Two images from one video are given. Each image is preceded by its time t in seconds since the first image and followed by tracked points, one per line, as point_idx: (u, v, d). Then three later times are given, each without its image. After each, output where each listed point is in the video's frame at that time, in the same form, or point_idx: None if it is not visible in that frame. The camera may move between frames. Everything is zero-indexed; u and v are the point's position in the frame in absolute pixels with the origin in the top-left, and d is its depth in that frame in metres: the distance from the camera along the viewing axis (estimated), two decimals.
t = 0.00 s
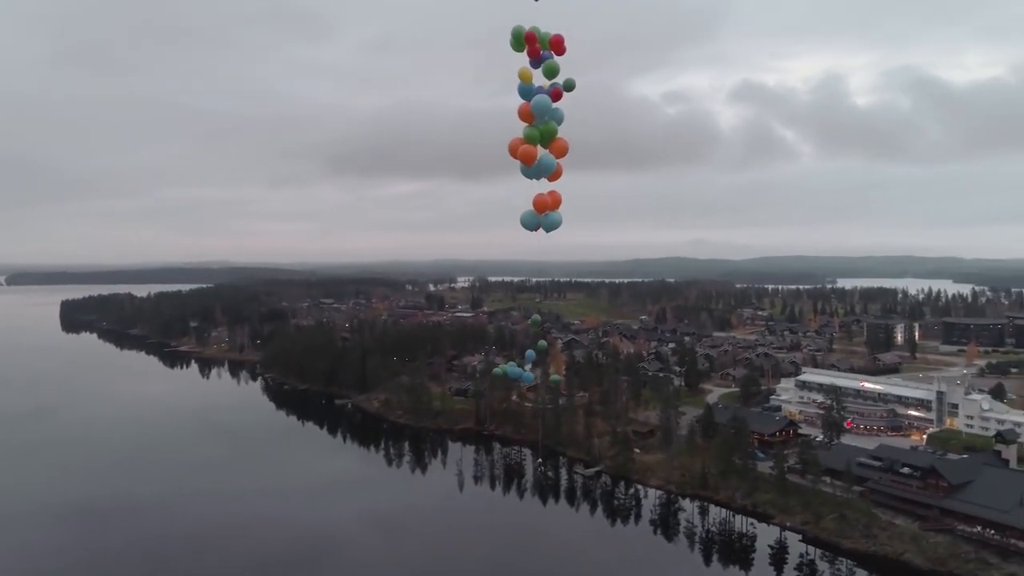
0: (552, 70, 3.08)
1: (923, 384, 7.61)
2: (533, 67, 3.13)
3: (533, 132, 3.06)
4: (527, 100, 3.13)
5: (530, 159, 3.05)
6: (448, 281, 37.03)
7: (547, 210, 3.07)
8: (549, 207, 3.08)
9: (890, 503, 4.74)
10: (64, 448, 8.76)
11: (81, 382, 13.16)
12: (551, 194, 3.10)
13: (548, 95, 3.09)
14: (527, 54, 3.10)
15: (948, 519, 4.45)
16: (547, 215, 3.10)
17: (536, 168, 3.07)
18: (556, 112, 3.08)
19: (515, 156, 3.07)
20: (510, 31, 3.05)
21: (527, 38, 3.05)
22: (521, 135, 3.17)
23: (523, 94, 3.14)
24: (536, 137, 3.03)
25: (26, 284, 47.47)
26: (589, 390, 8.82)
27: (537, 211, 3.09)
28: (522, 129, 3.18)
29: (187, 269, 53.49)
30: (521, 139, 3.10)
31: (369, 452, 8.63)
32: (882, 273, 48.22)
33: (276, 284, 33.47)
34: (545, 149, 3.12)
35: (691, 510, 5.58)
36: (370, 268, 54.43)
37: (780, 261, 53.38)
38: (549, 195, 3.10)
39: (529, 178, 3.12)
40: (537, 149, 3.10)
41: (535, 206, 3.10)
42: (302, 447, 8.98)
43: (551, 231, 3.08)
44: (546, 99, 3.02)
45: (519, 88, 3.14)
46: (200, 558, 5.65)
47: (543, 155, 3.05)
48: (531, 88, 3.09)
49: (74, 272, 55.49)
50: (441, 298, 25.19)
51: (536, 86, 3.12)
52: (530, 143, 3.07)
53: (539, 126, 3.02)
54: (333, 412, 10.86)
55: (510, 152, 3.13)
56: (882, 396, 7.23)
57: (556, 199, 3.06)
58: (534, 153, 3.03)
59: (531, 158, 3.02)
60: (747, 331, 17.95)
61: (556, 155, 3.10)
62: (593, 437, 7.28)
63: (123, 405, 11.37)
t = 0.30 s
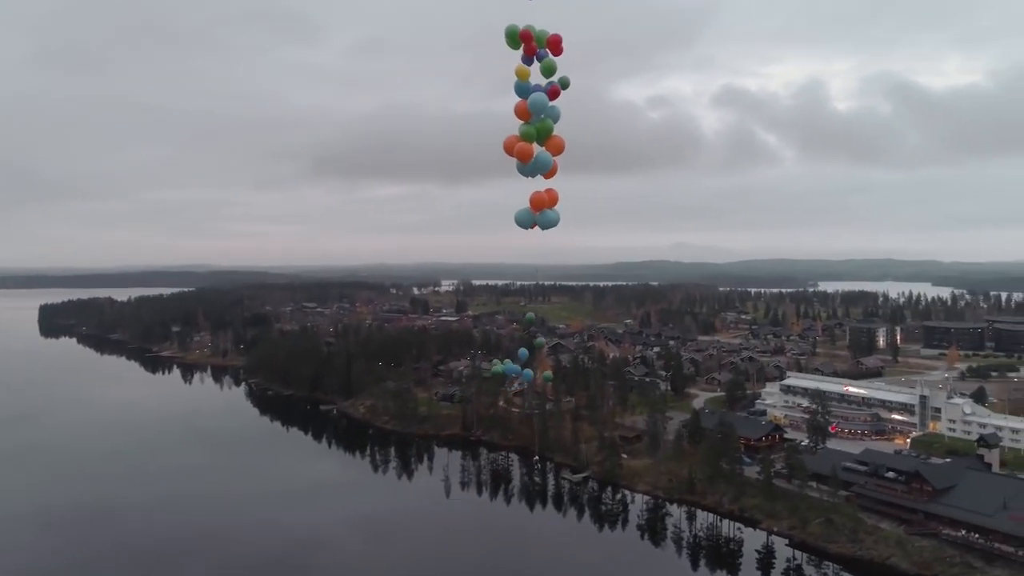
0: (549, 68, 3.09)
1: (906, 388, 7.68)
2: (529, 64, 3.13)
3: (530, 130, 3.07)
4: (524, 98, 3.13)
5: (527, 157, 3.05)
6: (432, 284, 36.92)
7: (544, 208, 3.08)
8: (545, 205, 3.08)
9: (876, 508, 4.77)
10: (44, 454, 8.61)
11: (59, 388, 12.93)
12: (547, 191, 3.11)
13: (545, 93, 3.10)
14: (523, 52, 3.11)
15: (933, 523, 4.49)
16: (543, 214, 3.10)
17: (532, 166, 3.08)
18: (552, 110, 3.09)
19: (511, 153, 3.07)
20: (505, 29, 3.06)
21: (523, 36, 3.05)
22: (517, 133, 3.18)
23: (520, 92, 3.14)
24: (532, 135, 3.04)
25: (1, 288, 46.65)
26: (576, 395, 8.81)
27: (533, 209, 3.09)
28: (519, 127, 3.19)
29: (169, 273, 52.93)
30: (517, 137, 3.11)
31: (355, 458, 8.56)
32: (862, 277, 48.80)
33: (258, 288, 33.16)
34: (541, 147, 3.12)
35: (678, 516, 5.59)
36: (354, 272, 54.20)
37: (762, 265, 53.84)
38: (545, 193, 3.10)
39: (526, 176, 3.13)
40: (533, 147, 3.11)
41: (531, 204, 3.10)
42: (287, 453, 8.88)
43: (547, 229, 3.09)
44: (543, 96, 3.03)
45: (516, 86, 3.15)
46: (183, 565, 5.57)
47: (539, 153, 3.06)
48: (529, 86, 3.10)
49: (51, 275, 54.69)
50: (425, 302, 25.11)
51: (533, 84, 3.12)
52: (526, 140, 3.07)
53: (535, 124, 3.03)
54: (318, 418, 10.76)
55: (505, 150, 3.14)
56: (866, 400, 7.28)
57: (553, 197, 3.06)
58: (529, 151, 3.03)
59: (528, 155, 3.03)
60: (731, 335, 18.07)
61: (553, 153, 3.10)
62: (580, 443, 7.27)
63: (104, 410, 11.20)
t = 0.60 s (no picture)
0: (545, 68, 3.17)
1: (890, 392, 7.76)
2: (525, 62, 3.20)
3: (526, 128, 3.16)
4: (519, 96, 3.22)
5: (523, 156, 3.16)
6: (418, 287, 36.82)
7: (540, 205, 3.19)
8: (542, 202, 3.19)
9: (862, 512, 4.80)
10: (24, 460, 8.48)
11: (40, 393, 12.74)
12: (543, 189, 3.22)
13: (541, 91, 3.18)
14: (518, 49, 3.16)
15: (918, 527, 4.52)
16: (539, 210, 3.22)
17: (528, 164, 3.19)
18: (548, 108, 3.18)
19: (508, 152, 3.18)
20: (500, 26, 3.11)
21: (518, 34, 3.10)
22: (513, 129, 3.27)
23: (516, 89, 3.22)
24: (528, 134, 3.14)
25: None
26: (563, 400, 8.81)
27: (529, 206, 3.21)
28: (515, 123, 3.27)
29: (152, 276, 52.39)
30: (512, 135, 3.20)
31: (341, 463, 8.50)
32: (844, 280, 49.31)
33: (242, 291, 32.88)
34: (536, 144, 3.21)
35: (666, 520, 5.60)
36: (339, 275, 53.93)
37: (746, 267, 54.23)
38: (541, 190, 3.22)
39: (522, 172, 3.24)
40: (529, 145, 3.21)
41: (527, 202, 3.21)
42: (272, 458, 8.80)
43: (544, 227, 3.21)
44: (538, 95, 3.11)
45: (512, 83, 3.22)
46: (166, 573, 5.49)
47: (535, 151, 3.17)
48: (525, 85, 3.19)
49: (30, 278, 53.94)
50: (411, 306, 25.03)
51: (529, 82, 3.20)
52: (522, 138, 3.17)
53: (531, 122, 3.12)
54: (303, 423, 10.68)
55: (501, 147, 3.23)
56: (851, 403, 7.35)
57: (550, 195, 3.18)
58: (525, 149, 3.14)
59: (523, 154, 3.14)
60: (716, 339, 18.17)
61: (548, 151, 3.21)
62: (568, 447, 7.26)
63: (85, 415, 11.04)
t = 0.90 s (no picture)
0: (540, 66, 3.19)
1: (872, 396, 7.84)
2: (520, 60, 3.20)
3: (520, 126, 3.16)
4: (514, 94, 3.22)
5: (517, 153, 3.15)
6: (400, 291, 36.69)
7: (536, 203, 3.19)
8: (538, 199, 3.18)
9: (846, 516, 4.84)
10: None
11: (15, 399, 12.50)
12: (539, 186, 3.21)
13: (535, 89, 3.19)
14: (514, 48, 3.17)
15: (902, 531, 4.56)
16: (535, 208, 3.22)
17: (524, 161, 3.19)
18: (542, 106, 3.19)
19: (503, 149, 3.18)
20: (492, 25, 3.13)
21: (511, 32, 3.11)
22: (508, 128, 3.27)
23: (511, 88, 3.23)
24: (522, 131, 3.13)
25: None
26: (548, 405, 8.79)
27: (526, 203, 3.20)
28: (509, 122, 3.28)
29: (130, 280, 51.72)
30: (508, 133, 3.20)
31: (325, 469, 8.41)
32: (824, 283, 49.87)
33: (223, 295, 32.54)
34: (532, 142, 3.21)
35: (652, 525, 5.60)
36: (321, 279, 53.63)
37: (728, 271, 54.64)
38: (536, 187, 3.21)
39: (517, 171, 3.24)
40: (524, 143, 3.20)
41: (523, 199, 3.21)
42: (254, 464, 8.69)
43: (539, 224, 3.20)
44: (532, 93, 3.12)
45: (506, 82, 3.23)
46: None
47: (530, 149, 3.16)
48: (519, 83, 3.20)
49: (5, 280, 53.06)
50: (393, 310, 24.91)
51: (523, 80, 3.21)
52: (517, 136, 3.17)
53: (525, 120, 3.12)
54: (286, 429, 10.57)
55: (496, 146, 3.24)
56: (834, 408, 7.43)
57: (545, 192, 3.16)
58: (520, 147, 3.14)
59: (518, 152, 3.14)
60: (699, 343, 18.28)
61: (543, 149, 3.20)
62: (554, 453, 7.24)
63: (61, 421, 10.84)
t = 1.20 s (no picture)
0: (536, 65, 3.20)
1: (856, 400, 7.90)
2: (516, 58, 3.20)
3: (516, 124, 3.17)
4: (510, 92, 3.22)
5: (513, 151, 3.17)
6: (385, 295, 36.55)
7: (533, 201, 3.21)
8: (533, 198, 3.21)
9: (833, 520, 4.87)
10: None
11: None
12: (535, 184, 3.23)
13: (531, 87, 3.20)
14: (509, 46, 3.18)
15: (888, 534, 4.60)
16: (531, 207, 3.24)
17: (520, 159, 3.20)
18: (538, 104, 3.20)
19: (498, 147, 3.19)
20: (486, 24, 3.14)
21: (504, 31, 3.13)
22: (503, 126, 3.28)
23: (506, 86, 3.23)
24: (519, 129, 3.14)
25: None
26: (535, 409, 8.79)
27: (523, 202, 3.22)
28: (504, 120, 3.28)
29: (111, 283, 51.03)
30: (503, 130, 3.21)
31: (311, 475, 8.35)
32: (806, 286, 50.38)
33: (206, 299, 32.23)
34: (527, 140, 3.22)
35: (640, 530, 5.61)
36: (306, 282, 53.22)
37: (711, 274, 55.01)
38: (532, 185, 3.23)
39: (513, 169, 3.25)
40: (519, 140, 3.21)
41: (520, 197, 3.23)
42: (239, 470, 8.61)
43: (535, 222, 3.24)
44: (528, 92, 3.13)
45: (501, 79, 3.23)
46: None
47: (526, 147, 3.18)
48: (515, 81, 3.21)
49: None
50: (378, 313, 24.80)
51: (519, 78, 3.21)
52: (512, 134, 3.18)
53: (522, 118, 3.13)
54: (271, 434, 10.48)
55: (492, 143, 3.25)
56: (819, 411, 7.49)
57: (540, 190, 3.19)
58: (516, 146, 3.15)
59: (514, 149, 3.15)
60: (684, 346, 18.37)
61: (539, 147, 3.22)
62: (542, 458, 7.23)
63: (41, 427, 10.67)
